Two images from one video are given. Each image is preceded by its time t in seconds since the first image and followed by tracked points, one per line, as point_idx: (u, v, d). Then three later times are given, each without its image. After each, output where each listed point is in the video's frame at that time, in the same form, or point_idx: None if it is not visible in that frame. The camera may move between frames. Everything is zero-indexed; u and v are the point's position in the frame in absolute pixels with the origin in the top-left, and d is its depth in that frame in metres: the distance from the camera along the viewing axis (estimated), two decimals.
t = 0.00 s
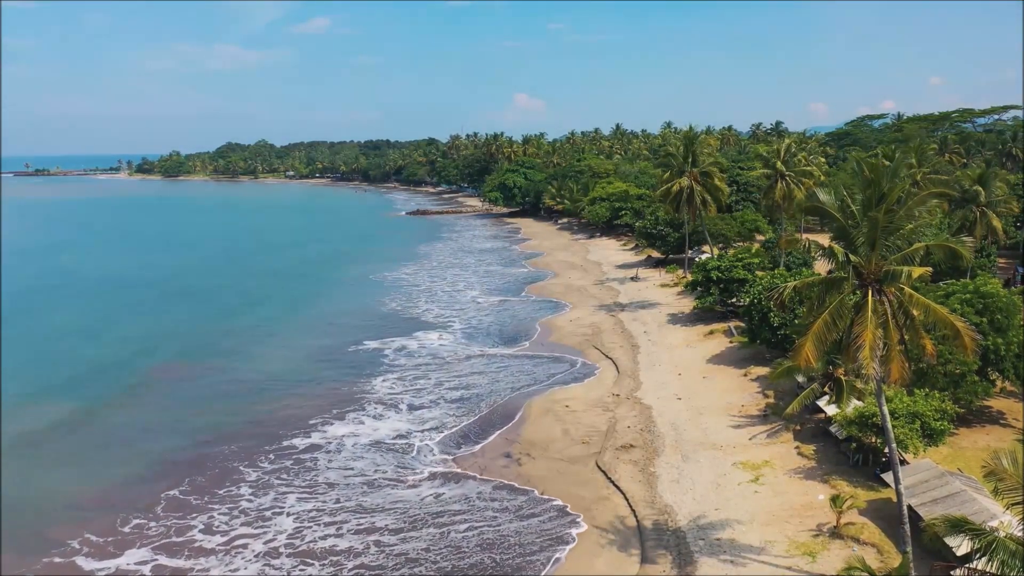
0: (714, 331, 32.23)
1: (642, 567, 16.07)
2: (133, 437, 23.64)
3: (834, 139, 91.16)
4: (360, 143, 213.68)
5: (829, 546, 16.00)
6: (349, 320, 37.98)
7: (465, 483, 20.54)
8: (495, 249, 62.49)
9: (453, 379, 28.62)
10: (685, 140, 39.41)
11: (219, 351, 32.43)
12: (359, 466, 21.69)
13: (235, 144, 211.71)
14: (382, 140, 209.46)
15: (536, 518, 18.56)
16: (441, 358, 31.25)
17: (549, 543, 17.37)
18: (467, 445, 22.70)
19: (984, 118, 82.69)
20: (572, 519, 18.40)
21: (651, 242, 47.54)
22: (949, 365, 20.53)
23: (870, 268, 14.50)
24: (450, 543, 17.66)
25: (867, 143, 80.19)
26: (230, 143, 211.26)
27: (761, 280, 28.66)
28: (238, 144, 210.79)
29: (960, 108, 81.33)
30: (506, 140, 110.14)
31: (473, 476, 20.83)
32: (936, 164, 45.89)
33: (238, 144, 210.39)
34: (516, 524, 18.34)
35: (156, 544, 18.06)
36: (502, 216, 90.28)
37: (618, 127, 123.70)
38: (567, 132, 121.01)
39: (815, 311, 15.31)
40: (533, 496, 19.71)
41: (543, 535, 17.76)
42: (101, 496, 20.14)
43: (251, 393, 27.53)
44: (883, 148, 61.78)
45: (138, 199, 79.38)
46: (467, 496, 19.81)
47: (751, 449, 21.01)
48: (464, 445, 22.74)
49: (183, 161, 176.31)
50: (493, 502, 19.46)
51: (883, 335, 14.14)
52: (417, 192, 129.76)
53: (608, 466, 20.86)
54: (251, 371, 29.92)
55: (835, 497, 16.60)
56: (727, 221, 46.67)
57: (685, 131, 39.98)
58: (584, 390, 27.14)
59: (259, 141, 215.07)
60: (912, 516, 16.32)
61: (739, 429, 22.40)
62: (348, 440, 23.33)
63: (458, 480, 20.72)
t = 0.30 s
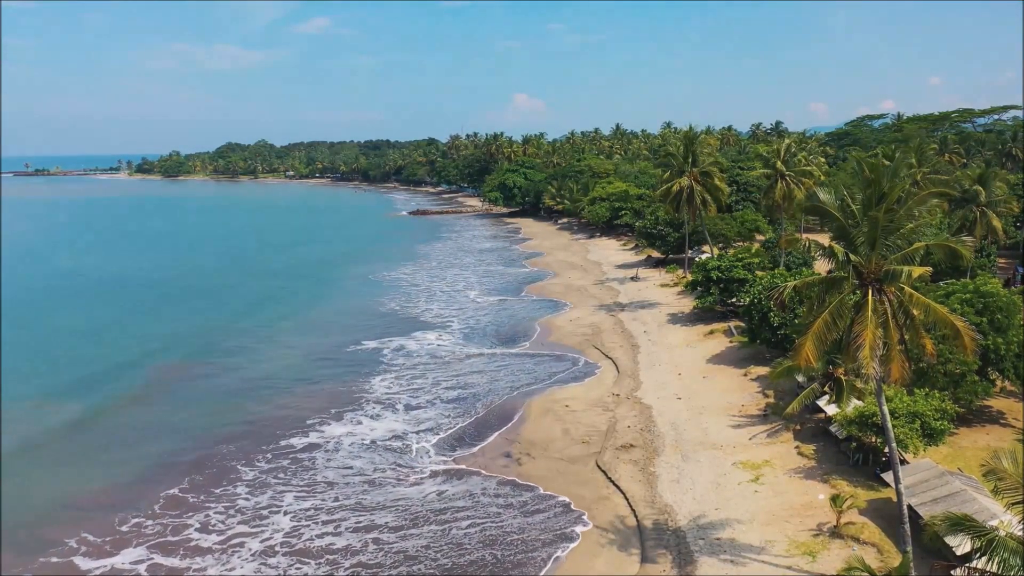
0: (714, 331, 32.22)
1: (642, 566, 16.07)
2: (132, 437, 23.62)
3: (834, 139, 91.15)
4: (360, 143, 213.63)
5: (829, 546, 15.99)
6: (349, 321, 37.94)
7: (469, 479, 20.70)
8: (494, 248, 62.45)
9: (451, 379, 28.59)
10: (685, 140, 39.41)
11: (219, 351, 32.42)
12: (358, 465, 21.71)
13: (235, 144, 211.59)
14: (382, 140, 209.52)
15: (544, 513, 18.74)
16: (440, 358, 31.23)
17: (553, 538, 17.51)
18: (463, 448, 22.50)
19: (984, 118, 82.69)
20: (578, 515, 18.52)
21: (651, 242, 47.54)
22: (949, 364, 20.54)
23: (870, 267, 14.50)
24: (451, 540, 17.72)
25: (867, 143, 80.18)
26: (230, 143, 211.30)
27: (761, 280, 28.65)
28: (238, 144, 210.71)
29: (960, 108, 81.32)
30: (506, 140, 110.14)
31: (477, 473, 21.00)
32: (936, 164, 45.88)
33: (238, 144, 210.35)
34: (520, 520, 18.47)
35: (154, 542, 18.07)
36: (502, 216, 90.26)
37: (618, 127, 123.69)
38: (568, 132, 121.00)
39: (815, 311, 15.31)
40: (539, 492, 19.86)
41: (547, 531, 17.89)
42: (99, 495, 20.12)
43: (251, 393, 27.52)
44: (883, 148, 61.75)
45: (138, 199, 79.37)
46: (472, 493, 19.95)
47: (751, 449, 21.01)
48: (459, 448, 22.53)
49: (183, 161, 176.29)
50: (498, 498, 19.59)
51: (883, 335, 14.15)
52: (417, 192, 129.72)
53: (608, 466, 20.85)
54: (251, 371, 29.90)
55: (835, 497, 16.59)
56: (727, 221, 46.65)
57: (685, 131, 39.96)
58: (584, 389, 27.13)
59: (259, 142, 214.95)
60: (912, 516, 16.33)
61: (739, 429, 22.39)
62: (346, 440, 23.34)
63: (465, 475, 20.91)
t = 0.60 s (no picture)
0: (714, 331, 32.20)
1: (642, 566, 16.05)
2: (132, 437, 23.61)
3: (834, 139, 91.16)
4: (359, 143, 213.53)
5: (829, 545, 15.99)
6: (349, 321, 37.90)
7: (473, 475, 20.88)
8: (494, 248, 62.43)
9: (450, 379, 28.58)
10: (685, 140, 39.43)
11: (219, 350, 32.42)
12: (357, 465, 21.70)
13: (235, 144, 211.52)
14: (382, 141, 209.65)
15: (552, 507, 18.96)
16: (440, 358, 31.20)
17: (556, 534, 17.64)
18: (458, 451, 22.27)
19: (984, 118, 82.70)
20: (584, 511, 18.67)
21: (651, 242, 47.53)
22: (949, 364, 20.55)
23: (871, 267, 14.51)
24: (452, 537, 17.81)
25: (867, 143, 80.17)
26: (230, 144, 211.29)
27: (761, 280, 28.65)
28: (237, 144, 210.68)
29: (960, 108, 81.31)
30: (506, 140, 110.16)
31: (481, 469, 21.18)
32: (936, 164, 45.89)
33: (238, 144, 210.29)
34: (523, 516, 18.61)
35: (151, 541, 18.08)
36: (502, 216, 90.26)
37: (618, 127, 123.63)
38: (568, 133, 121.00)
39: (815, 310, 15.31)
40: (544, 488, 20.01)
41: (549, 527, 18.03)
42: (98, 495, 20.11)
43: (251, 393, 27.53)
44: (883, 148, 61.73)
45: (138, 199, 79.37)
46: (476, 489, 20.09)
47: (751, 449, 20.99)
48: (453, 451, 22.32)
49: (183, 161, 176.23)
50: (502, 494, 19.75)
51: (884, 334, 14.16)
52: (417, 192, 129.69)
53: (608, 466, 20.84)
54: (251, 371, 29.89)
55: (835, 496, 16.60)
56: (727, 221, 46.66)
57: (685, 130, 39.96)
58: (584, 389, 27.13)
59: (259, 142, 214.74)
60: (912, 515, 16.34)
61: (739, 429, 22.38)
62: (345, 440, 23.34)
63: (475, 469, 21.20)
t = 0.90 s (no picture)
0: (714, 331, 32.17)
1: (642, 566, 16.06)
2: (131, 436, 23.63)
3: (834, 139, 91.14)
4: (359, 143, 213.43)
5: (829, 545, 16.00)
6: (348, 321, 37.88)
7: (475, 472, 21.00)
8: (494, 248, 62.39)
9: (449, 379, 28.56)
10: (685, 139, 39.43)
11: (219, 350, 32.42)
12: (355, 464, 21.71)
13: (235, 144, 211.45)
14: (382, 141, 209.77)
15: (557, 503, 19.15)
16: (440, 357, 31.17)
17: (557, 530, 17.79)
18: (453, 454, 22.08)
19: (984, 118, 82.69)
20: (587, 508, 18.80)
21: (651, 242, 47.53)
22: (949, 364, 20.54)
23: (871, 266, 14.51)
24: (452, 534, 17.90)
25: (866, 143, 80.14)
26: (230, 144, 211.31)
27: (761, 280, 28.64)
28: (237, 144, 210.63)
29: (960, 108, 81.27)
30: (507, 140, 110.16)
31: (481, 467, 21.23)
32: (936, 164, 45.88)
33: (238, 144, 210.23)
34: (525, 512, 18.76)
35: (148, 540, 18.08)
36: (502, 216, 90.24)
37: (618, 127, 123.53)
38: (567, 133, 121.05)
39: (815, 310, 15.31)
40: (547, 485, 20.12)
41: (551, 523, 18.19)
42: (96, 494, 20.10)
43: (251, 392, 27.54)
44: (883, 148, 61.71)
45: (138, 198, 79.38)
46: (478, 485, 20.22)
47: (751, 448, 21.00)
48: (449, 454, 22.09)
49: (183, 161, 176.26)
50: (504, 490, 19.87)
51: (884, 333, 14.16)
52: (417, 192, 129.66)
53: (608, 466, 20.84)
54: (251, 371, 29.90)
55: (834, 496, 16.61)
56: (727, 220, 46.63)
57: (685, 130, 39.97)
58: (584, 389, 27.11)
59: (258, 142, 214.78)
60: (912, 515, 16.34)
61: (739, 429, 22.38)
62: (343, 439, 23.33)
63: (478, 464, 21.41)
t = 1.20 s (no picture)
0: (714, 331, 32.16)
1: (643, 566, 16.05)
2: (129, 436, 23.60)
3: (834, 139, 91.14)
4: (360, 143, 213.19)
5: (830, 545, 16.00)
6: (348, 321, 37.85)
7: (475, 469, 21.11)
8: (494, 248, 62.36)
9: (449, 378, 28.53)
10: (685, 140, 39.45)
11: (219, 350, 32.39)
12: (352, 463, 21.71)
13: (235, 144, 211.37)
14: (382, 141, 209.96)
15: (558, 499, 19.28)
16: (440, 357, 31.12)
17: (557, 527, 17.88)
18: (451, 454, 22.07)
19: (984, 118, 82.72)
20: (590, 505, 18.92)
21: (651, 242, 47.52)
22: (949, 364, 20.54)
23: (871, 266, 14.51)
24: (451, 531, 17.98)
25: (866, 143, 80.12)
26: (230, 144, 211.27)
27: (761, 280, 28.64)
28: (237, 144, 210.59)
29: (960, 108, 81.25)
30: (507, 140, 110.16)
31: (482, 466, 21.26)
32: (936, 163, 45.89)
33: (237, 145, 210.19)
34: (526, 509, 18.87)
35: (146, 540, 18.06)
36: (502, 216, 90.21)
37: (618, 127, 123.43)
38: (568, 133, 121.02)
39: (815, 310, 15.31)
40: (550, 483, 20.25)
41: (552, 519, 18.30)
42: (93, 494, 20.08)
43: (252, 392, 27.54)
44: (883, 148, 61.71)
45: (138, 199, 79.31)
46: (480, 481, 20.33)
47: (752, 448, 20.99)
48: (446, 454, 22.08)
49: (183, 161, 176.28)
50: (507, 487, 20.02)
51: (884, 333, 14.16)
52: (417, 193, 129.58)
53: (608, 465, 20.84)
54: (251, 371, 29.88)
55: (835, 496, 16.60)
56: (727, 220, 46.63)
57: (685, 130, 39.97)
58: (584, 389, 27.09)
59: (259, 142, 214.79)
60: (912, 515, 16.35)
61: (739, 429, 22.37)
62: (341, 439, 23.33)
63: (479, 461, 21.55)
